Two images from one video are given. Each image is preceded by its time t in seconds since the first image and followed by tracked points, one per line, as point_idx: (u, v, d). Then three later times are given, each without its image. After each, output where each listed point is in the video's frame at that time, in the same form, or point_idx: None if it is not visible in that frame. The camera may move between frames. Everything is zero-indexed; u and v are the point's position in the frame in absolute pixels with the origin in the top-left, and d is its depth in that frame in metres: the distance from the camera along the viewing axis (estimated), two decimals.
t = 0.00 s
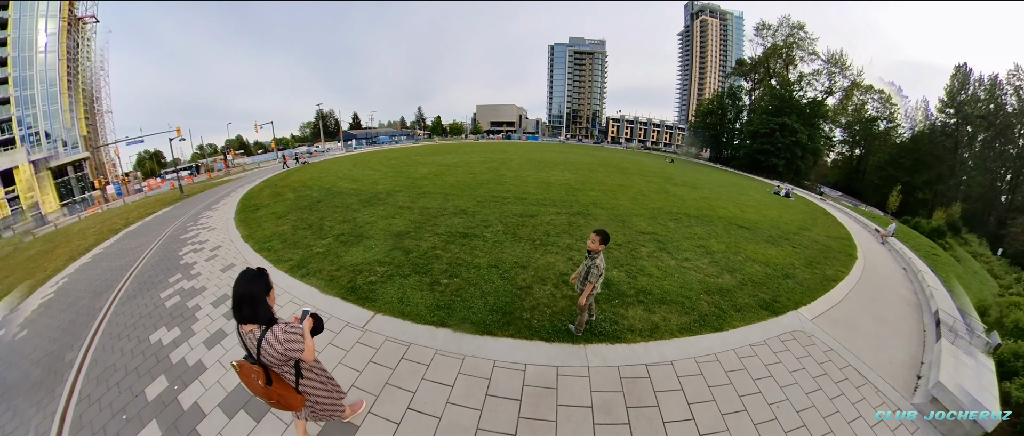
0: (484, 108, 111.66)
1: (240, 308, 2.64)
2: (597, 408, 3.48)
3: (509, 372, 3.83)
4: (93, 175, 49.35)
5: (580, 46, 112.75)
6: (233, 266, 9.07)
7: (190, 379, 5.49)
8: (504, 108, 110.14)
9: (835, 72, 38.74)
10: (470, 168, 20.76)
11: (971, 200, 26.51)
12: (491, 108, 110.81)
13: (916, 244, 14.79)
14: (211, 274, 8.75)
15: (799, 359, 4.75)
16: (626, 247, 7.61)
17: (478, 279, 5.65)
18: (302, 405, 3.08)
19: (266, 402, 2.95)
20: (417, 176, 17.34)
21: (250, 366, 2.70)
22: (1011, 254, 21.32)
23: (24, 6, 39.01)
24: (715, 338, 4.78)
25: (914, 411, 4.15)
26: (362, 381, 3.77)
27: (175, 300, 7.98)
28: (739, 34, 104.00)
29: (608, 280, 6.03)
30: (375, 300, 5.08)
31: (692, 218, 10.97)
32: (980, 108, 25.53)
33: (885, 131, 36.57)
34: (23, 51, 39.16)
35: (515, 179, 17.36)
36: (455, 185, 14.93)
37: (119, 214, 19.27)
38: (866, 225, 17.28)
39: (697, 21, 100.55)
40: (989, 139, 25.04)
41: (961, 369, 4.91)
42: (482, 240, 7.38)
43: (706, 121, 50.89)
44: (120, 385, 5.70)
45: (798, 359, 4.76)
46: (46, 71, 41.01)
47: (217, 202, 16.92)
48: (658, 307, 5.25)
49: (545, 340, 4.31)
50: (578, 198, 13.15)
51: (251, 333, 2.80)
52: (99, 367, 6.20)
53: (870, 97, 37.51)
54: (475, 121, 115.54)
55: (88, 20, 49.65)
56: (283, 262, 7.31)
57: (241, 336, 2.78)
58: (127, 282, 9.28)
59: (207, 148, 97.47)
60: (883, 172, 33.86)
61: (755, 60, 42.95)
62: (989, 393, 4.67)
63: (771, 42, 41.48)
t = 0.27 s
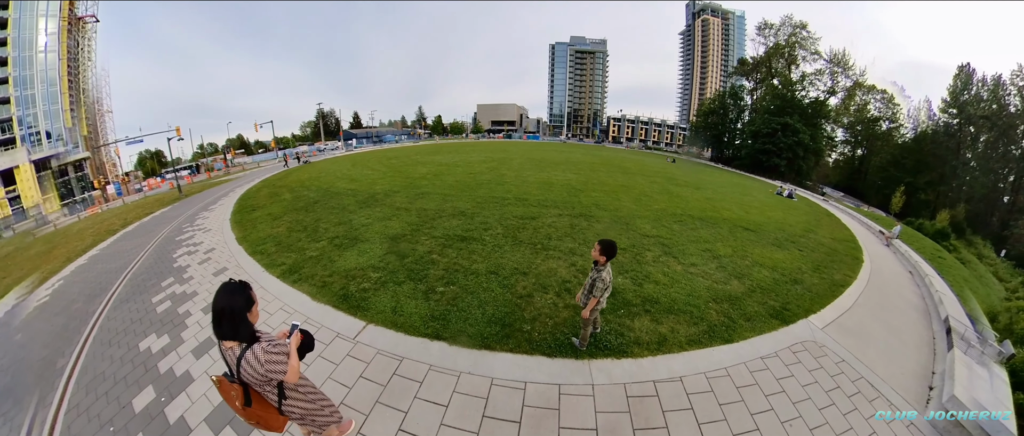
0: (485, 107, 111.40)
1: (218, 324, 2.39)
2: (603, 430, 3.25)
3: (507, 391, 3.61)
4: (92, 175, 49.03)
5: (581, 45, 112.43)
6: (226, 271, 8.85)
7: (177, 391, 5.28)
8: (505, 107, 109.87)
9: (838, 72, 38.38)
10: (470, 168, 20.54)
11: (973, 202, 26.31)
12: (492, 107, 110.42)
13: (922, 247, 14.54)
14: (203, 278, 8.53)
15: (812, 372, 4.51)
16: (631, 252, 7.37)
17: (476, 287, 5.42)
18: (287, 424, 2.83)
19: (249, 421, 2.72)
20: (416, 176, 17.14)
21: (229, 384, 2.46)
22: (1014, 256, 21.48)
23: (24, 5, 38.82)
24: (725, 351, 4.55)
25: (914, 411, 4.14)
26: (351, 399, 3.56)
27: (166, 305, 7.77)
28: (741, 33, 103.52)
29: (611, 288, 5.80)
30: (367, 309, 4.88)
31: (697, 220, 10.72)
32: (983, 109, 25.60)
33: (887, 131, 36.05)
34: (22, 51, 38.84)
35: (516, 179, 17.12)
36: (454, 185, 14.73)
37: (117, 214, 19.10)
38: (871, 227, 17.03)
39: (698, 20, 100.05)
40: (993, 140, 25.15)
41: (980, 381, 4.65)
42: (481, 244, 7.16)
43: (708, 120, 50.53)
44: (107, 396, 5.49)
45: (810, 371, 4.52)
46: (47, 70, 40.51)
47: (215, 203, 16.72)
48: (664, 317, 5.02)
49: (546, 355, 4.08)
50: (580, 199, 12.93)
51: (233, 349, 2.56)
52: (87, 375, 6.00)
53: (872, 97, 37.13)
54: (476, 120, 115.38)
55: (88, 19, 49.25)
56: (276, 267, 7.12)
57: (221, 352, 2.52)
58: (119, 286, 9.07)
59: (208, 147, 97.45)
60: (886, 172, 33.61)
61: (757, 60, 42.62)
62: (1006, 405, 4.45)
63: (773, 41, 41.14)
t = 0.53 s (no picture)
0: (486, 107, 111.08)
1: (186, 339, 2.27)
2: None
3: (504, 407, 3.41)
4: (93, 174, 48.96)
5: (582, 44, 112.05)
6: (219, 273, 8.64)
7: (165, 400, 5.10)
8: (507, 106, 109.53)
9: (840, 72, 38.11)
10: (469, 167, 20.34)
11: (976, 202, 25.73)
12: (494, 107, 110.12)
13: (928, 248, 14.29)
14: (196, 281, 8.33)
15: (822, 383, 4.30)
16: (635, 255, 7.17)
17: (473, 293, 5.23)
18: None
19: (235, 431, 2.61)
20: (415, 176, 16.95)
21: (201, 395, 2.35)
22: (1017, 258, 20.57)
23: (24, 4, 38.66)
24: (734, 362, 4.35)
25: (914, 410, 4.10)
26: (339, 413, 3.38)
27: (159, 309, 7.58)
28: (743, 33, 102.96)
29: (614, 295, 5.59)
30: (358, 315, 4.74)
31: (701, 221, 10.51)
32: (986, 109, 25.24)
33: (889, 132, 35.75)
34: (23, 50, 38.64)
35: (516, 179, 16.92)
36: (454, 185, 14.54)
37: (114, 214, 18.96)
38: (874, 228, 16.80)
39: (700, 20, 99.60)
40: (995, 141, 24.71)
41: (999, 392, 4.41)
42: (480, 247, 6.96)
43: (709, 120, 50.24)
44: (96, 404, 5.31)
45: (820, 383, 4.31)
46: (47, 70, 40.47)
47: (213, 203, 16.55)
48: (671, 325, 4.82)
49: (547, 369, 3.88)
50: (581, 200, 12.73)
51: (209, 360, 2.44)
52: (77, 382, 5.83)
53: (874, 98, 36.85)
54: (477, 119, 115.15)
55: (88, 19, 48.90)
56: (269, 270, 7.01)
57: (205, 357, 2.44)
58: (114, 287, 8.91)
59: (209, 146, 97.35)
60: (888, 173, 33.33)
61: (759, 59, 42.35)
62: None
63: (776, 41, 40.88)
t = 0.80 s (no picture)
0: (488, 106, 110.80)
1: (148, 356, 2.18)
2: None
3: (500, 428, 3.22)
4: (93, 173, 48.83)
5: (584, 43, 111.74)
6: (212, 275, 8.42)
7: (151, 409, 4.91)
8: (508, 105, 109.18)
9: (842, 72, 37.83)
10: (469, 167, 20.15)
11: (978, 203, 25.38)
12: (495, 106, 109.77)
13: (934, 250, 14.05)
14: (187, 284, 8.10)
15: (834, 396, 4.09)
16: (639, 259, 6.95)
17: (469, 300, 5.03)
18: None
19: None
20: (414, 176, 16.77)
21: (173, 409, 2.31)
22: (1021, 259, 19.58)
23: (24, 3, 38.54)
24: (743, 374, 4.14)
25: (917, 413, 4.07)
26: (325, 431, 3.22)
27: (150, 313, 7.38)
28: (744, 32, 102.55)
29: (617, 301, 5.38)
30: (349, 322, 4.62)
31: (706, 223, 10.30)
32: (989, 110, 25.19)
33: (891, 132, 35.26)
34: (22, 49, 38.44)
35: (516, 179, 16.72)
36: (453, 185, 14.34)
37: (112, 214, 18.82)
38: (878, 230, 16.58)
39: (701, 19, 99.21)
40: (997, 142, 24.53)
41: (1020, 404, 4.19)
42: (478, 250, 6.75)
43: (711, 120, 49.94)
44: (85, 412, 5.13)
45: (832, 395, 4.10)
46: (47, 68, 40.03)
47: (210, 202, 16.37)
48: (677, 335, 4.61)
49: (546, 385, 3.69)
50: (583, 200, 12.52)
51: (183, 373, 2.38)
52: (67, 387, 5.66)
53: (878, 96, 36.45)
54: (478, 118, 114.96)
55: (88, 17, 48.70)
56: (260, 274, 6.91)
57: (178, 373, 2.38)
58: (107, 289, 8.73)
59: (210, 145, 97.24)
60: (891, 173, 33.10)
61: (761, 59, 42.10)
62: None
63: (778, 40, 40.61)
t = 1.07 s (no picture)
0: (489, 105, 110.59)
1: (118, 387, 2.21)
2: None
3: None
4: (94, 172, 48.79)
5: (585, 43, 111.58)
6: (205, 280, 8.27)
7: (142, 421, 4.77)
8: (509, 105, 108.93)
9: (845, 72, 37.62)
10: (469, 167, 20.01)
11: (980, 205, 25.43)
12: (496, 105, 109.45)
13: (941, 252, 13.85)
14: (180, 289, 7.93)
15: (845, 413, 3.92)
16: (644, 266, 6.79)
17: (466, 311, 4.90)
18: None
19: None
20: (413, 176, 16.66)
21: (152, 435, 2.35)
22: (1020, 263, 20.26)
23: (24, 3, 38.54)
24: (752, 391, 3.98)
25: (918, 413, 4.12)
26: None
27: (143, 319, 7.21)
28: (746, 32, 102.28)
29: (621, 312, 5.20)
30: (340, 334, 4.59)
31: (710, 226, 10.13)
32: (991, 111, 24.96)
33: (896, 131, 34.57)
34: (22, 48, 38.34)
35: (517, 179, 16.57)
36: (453, 186, 14.21)
37: (112, 214, 18.76)
38: (881, 232, 16.41)
39: (703, 18, 98.80)
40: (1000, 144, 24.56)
41: None
42: (475, 256, 6.61)
43: (712, 120, 49.68)
44: (75, 421, 4.98)
45: (844, 413, 3.92)
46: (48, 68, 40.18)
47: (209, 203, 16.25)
48: (683, 349, 4.45)
49: (545, 405, 3.54)
50: (584, 202, 12.37)
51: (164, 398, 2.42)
52: (60, 395, 5.52)
53: (884, 93, 35.87)
54: (479, 118, 114.77)
55: (88, 17, 48.63)
56: (253, 279, 6.96)
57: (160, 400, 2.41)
58: (102, 293, 8.59)
59: (212, 145, 97.67)
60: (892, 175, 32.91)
61: (762, 59, 41.81)
62: None
63: (780, 40, 40.29)
